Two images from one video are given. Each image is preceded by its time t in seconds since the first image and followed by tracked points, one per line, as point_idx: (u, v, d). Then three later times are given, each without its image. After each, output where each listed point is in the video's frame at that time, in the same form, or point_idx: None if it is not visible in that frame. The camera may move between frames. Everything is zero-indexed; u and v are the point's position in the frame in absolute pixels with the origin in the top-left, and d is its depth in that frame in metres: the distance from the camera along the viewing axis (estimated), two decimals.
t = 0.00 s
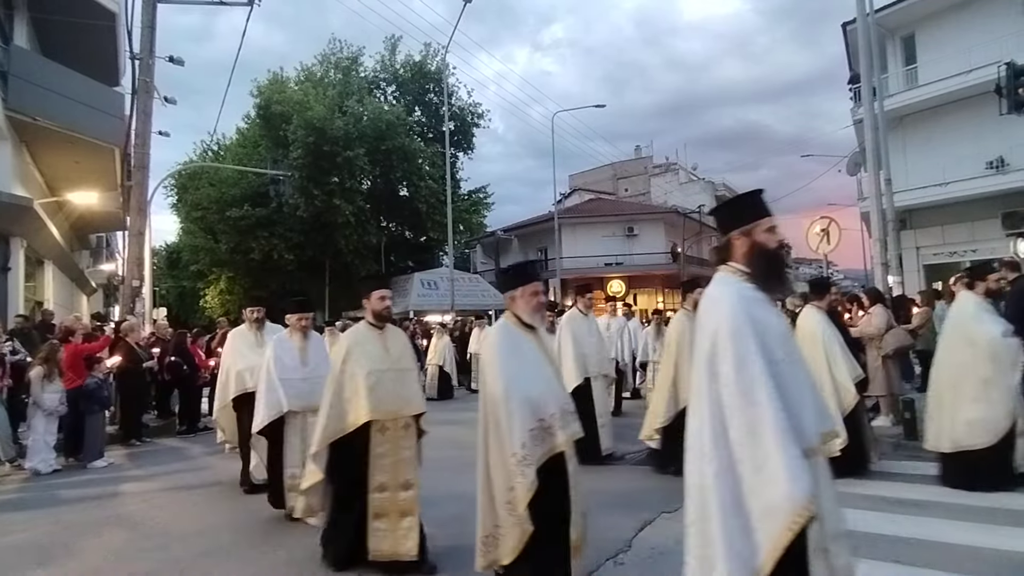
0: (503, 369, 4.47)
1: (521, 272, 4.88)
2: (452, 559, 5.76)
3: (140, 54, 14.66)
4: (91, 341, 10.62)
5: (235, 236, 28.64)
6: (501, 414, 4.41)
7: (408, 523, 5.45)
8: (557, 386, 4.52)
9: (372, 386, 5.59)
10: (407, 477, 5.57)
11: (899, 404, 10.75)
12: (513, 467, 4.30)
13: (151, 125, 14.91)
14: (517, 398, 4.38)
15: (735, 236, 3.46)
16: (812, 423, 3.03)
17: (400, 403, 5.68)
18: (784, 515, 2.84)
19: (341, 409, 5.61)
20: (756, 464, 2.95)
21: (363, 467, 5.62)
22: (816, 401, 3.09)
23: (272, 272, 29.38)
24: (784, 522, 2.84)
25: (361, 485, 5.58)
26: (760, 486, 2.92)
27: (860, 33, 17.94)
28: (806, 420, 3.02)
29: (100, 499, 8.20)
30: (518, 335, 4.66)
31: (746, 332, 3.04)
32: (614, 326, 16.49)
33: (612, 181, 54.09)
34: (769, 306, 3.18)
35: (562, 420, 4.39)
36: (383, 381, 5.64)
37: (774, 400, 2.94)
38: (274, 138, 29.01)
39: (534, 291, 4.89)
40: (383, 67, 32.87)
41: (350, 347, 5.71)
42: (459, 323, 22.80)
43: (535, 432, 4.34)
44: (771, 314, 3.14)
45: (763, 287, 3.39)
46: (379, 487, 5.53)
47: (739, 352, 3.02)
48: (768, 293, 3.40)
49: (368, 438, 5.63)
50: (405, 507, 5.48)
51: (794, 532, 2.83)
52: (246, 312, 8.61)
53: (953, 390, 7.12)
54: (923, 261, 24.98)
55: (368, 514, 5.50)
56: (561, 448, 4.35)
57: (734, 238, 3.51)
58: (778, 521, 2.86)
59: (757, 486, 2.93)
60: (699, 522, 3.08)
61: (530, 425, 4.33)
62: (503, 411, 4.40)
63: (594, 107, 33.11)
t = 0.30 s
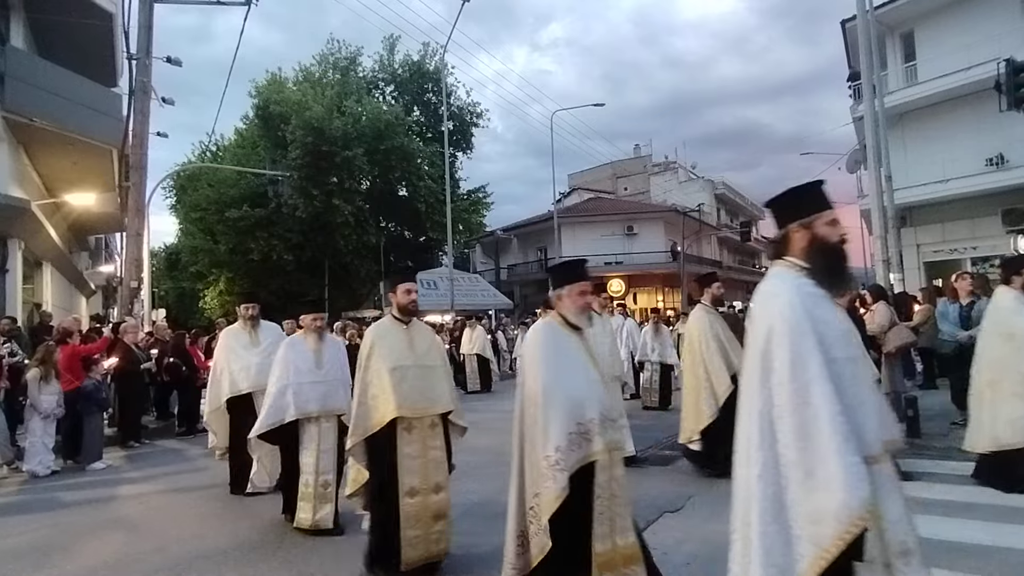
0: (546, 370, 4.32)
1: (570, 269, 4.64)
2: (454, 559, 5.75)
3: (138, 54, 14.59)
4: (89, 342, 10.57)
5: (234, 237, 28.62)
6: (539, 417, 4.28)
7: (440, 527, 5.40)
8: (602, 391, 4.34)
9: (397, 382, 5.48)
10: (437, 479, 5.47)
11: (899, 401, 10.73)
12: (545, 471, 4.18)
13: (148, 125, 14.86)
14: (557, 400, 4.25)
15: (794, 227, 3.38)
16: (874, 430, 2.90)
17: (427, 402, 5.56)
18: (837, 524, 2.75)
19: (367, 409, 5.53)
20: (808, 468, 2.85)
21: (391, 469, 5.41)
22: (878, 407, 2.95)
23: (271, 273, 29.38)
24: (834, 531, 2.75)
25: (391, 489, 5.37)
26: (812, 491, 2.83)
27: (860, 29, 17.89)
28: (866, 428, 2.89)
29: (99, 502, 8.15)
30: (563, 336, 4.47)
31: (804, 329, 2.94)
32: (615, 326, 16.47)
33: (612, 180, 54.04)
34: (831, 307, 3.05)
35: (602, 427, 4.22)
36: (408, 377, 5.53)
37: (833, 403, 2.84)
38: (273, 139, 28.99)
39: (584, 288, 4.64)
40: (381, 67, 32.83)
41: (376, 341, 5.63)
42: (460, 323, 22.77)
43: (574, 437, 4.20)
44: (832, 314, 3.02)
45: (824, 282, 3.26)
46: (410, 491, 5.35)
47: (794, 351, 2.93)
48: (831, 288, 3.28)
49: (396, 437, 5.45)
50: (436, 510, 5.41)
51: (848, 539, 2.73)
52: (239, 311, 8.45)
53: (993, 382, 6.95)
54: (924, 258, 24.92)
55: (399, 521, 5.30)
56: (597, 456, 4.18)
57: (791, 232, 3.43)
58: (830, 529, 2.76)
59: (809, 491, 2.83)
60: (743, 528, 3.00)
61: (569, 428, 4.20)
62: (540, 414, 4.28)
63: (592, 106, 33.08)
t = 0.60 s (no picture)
0: (589, 359, 4.19)
1: (612, 256, 4.59)
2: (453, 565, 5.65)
3: (135, 54, 14.46)
4: (85, 345, 10.46)
5: (234, 238, 28.52)
6: (581, 408, 4.14)
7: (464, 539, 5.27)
8: (651, 382, 4.18)
9: (418, 388, 5.33)
10: (456, 491, 5.31)
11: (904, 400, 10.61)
12: (586, 466, 4.03)
13: (145, 126, 14.75)
14: (599, 390, 4.12)
15: (873, 206, 3.03)
16: (976, 419, 2.50)
17: (452, 407, 5.43)
18: (926, 518, 2.39)
19: (387, 418, 5.39)
20: (893, 459, 2.51)
21: (416, 481, 5.31)
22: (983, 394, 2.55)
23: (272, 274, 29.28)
24: (920, 525, 2.41)
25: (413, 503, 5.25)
26: (897, 484, 2.48)
27: (862, 27, 17.74)
28: (964, 416, 2.50)
29: (94, 506, 8.03)
30: (609, 324, 4.36)
31: (893, 309, 2.59)
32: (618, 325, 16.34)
33: (612, 179, 53.95)
34: (921, 286, 2.69)
35: (651, 420, 4.05)
36: (431, 384, 5.36)
37: (925, 386, 2.47)
38: (272, 140, 28.90)
39: (627, 275, 4.56)
40: (380, 67, 32.70)
41: (395, 345, 5.44)
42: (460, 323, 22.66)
43: (618, 430, 4.07)
44: (922, 293, 2.66)
45: (911, 263, 2.91)
46: (433, 505, 5.21)
47: (883, 328, 2.58)
48: (919, 271, 2.91)
49: (419, 448, 5.34)
50: (459, 523, 5.27)
51: (936, 537, 2.38)
52: (241, 311, 8.19)
53: None
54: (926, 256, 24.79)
55: (428, 537, 5.21)
56: (643, 449, 4.02)
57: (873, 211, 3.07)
58: (917, 525, 2.41)
59: (894, 481, 2.49)
60: (809, 519, 2.66)
61: (613, 420, 4.07)
62: (583, 405, 4.14)
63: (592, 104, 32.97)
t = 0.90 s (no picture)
0: (635, 365, 3.90)
1: (653, 252, 4.31)
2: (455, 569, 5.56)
3: (134, 53, 14.38)
4: (84, 345, 10.37)
5: (235, 238, 28.44)
6: (627, 420, 3.85)
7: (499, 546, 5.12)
8: (701, 390, 3.89)
9: (447, 392, 5.14)
10: (492, 496, 5.14)
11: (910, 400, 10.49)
12: (634, 482, 3.75)
13: (145, 125, 14.67)
14: (647, 400, 3.81)
15: (948, 188, 2.91)
16: None
17: (479, 411, 5.19)
18: None
19: (416, 426, 5.14)
20: (983, 461, 2.41)
21: (452, 487, 5.14)
22: None
23: (273, 275, 29.22)
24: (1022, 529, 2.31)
25: (448, 513, 5.11)
26: (993, 486, 2.38)
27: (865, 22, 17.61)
28: None
29: (92, 509, 7.94)
30: (652, 325, 4.06)
31: (970, 299, 2.51)
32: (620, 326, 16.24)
33: (614, 178, 53.87)
34: (1000, 274, 2.59)
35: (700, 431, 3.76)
36: (458, 386, 5.19)
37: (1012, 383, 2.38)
38: (273, 140, 28.81)
39: (669, 273, 4.26)
40: (381, 66, 32.61)
41: (414, 347, 5.25)
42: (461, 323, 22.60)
43: (667, 442, 3.76)
44: (1002, 282, 2.55)
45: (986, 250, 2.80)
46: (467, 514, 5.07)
47: (964, 321, 2.50)
48: (994, 257, 2.81)
49: (453, 454, 5.14)
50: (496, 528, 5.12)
51: None
52: (253, 307, 7.73)
53: None
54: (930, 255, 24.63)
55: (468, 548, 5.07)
56: (695, 464, 3.71)
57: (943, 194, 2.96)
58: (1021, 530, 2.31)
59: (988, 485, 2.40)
60: (907, 535, 2.56)
61: (662, 432, 3.76)
62: (630, 417, 3.83)
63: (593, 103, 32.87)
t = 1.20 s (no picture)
0: (686, 369, 3.50)
1: (688, 239, 3.95)
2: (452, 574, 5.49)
3: (129, 55, 14.32)
4: (80, 349, 10.34)
5: (234, 240, 28.38)
6: (685, 429, 3.44)
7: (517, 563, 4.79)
8: (758, 387, 3.54)
9: (467, 393, 4.73)
10: (512, 508, 4.81)
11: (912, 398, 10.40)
12: (700, 497, 3.37)
13: (141, 127, 14.61)
14: (708, 406, 3.41)
15: None
16: None
17: (499, 414, 4.81)
18: None
19: (438, 430, 4.70)
20: None
21: (466, 498, 4.79)
22: None
23: (272, 276, 29.16)
24: None
25: (467, 525, 4.76)
26: None
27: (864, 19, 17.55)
28: None
29: (88, 514, 7.88)
30: (693, 320, 3.69)
31: None
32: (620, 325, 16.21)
33: (613, 178, 53.81)
34: None
35: (764, 433, 3.40)
36: (478, 386, 4.79)
37: None
38: (271, 142, 28.77)
39: (705, 259, 3.90)
40: (379, 67, 32.56)
41: (432, 346, 4.81)
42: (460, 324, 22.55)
43: (731, 449, 3.38)
44: None
45: None
46: (487, 527, 4.71)
47: None
48: None
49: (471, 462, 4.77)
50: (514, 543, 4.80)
51: None
52: (253, 303, 7.33)
53: None
54: (930, 252, 24.54)
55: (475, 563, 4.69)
56: (765, 468, 3.36)
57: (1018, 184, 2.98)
58: None
59: None
60: (993, 518, 2.63)
61: (726, 438, 3.37)
62: (690, 426, 3.42)
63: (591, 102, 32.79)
